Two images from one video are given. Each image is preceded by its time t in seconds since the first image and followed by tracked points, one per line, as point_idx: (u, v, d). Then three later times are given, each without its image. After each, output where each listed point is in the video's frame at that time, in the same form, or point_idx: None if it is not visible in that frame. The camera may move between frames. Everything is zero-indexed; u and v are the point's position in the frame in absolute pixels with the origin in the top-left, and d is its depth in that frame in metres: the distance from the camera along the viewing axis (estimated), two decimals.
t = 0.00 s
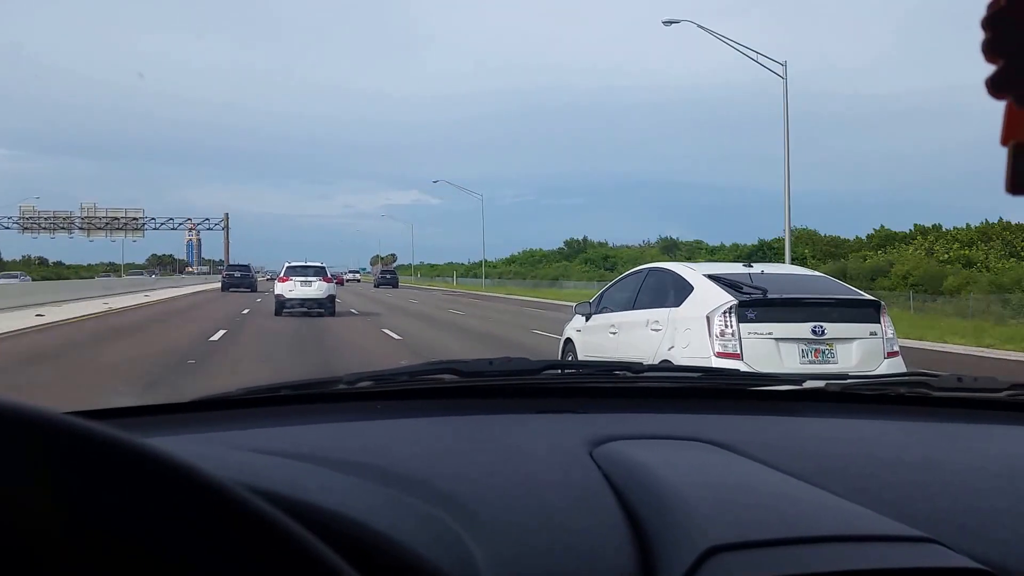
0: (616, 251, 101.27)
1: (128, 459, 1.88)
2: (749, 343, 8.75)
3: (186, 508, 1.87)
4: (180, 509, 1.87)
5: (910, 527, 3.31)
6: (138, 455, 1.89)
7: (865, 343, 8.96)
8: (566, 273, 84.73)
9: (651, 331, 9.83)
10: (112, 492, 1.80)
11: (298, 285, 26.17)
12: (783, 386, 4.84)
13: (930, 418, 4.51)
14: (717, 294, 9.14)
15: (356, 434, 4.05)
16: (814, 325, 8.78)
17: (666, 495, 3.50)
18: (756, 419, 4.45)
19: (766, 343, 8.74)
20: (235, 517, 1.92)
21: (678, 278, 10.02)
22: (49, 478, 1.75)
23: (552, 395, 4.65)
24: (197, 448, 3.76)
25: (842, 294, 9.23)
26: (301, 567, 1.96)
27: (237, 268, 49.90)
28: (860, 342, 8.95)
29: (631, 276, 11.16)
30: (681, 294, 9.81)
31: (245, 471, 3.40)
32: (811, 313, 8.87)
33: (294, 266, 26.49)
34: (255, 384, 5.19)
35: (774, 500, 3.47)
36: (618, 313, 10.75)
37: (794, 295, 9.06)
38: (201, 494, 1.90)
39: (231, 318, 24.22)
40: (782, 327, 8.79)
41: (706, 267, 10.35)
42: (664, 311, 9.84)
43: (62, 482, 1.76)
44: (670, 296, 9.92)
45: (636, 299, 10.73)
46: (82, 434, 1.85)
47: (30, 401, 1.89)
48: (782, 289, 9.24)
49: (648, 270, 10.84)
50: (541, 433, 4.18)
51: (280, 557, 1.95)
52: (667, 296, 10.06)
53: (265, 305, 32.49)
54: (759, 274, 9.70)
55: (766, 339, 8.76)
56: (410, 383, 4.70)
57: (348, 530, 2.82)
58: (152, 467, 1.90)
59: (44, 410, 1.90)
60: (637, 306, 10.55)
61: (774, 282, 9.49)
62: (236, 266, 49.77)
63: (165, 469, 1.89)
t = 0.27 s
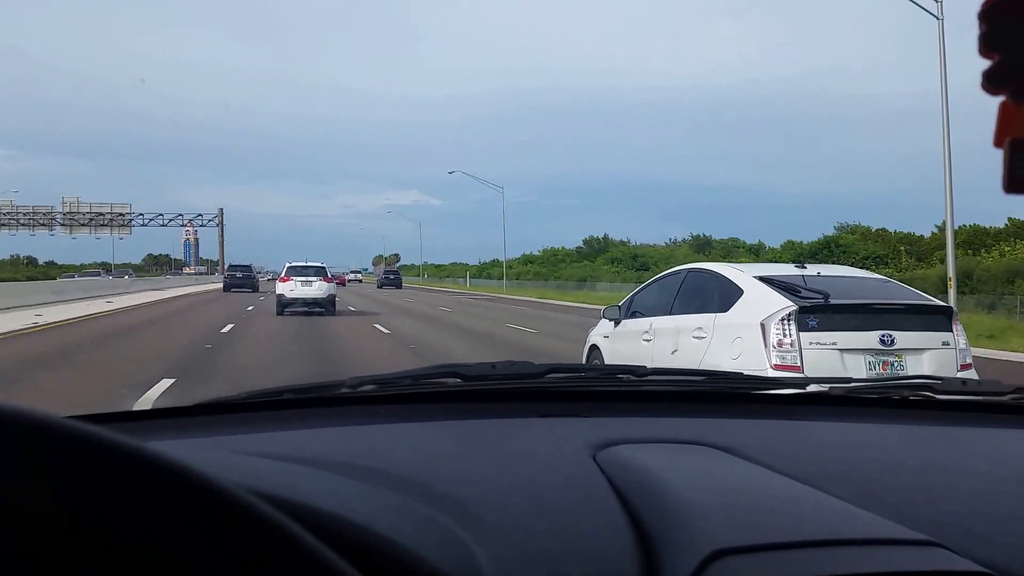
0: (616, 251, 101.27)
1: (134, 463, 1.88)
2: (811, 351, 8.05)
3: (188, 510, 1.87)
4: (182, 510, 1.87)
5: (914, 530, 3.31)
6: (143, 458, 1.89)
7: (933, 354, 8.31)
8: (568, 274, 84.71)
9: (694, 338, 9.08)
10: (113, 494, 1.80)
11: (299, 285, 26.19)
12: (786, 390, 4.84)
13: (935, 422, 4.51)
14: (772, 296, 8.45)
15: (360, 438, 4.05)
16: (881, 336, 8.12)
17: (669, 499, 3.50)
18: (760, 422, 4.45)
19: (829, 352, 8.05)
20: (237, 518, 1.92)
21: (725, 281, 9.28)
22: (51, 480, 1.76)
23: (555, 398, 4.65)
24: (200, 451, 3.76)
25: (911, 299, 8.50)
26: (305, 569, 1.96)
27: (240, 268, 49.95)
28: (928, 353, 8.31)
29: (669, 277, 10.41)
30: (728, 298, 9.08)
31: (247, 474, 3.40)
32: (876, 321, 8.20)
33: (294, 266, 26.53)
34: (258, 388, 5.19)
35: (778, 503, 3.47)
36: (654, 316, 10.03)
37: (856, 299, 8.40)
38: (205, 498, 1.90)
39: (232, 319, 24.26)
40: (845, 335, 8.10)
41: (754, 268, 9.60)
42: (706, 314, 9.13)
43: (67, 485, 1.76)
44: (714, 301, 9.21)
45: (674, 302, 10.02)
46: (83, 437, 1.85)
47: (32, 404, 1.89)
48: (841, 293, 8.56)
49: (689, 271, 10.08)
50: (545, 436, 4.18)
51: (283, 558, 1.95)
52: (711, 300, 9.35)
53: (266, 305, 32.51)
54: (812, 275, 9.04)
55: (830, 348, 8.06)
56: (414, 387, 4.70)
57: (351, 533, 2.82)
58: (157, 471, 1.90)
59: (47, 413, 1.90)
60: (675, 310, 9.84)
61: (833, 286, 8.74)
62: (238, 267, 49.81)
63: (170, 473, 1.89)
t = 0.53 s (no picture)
0: (617, 251, 101.37)
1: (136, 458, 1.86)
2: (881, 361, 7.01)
3: (188, 504, 1.86)
4: (180, 504, 1.86)
5: (916, 530, 3.31)
6: (145, 450, 1.88)
7: None
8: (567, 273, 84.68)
9: (744, 346, 8.19)
10: (111, 488, 1.79)
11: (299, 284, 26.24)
12: (785, 388, 4.84)
13: (936, 421, 4.50)
14: (835, 300, 7.50)
15: (360, 434, 4.04)
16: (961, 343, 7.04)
17: (668, 497, 3.49)
18: (760, 420, 4.44)
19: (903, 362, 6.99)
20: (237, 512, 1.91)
21: (779, 280, 8.33)
22: (50, 472, 1.75)
23: (555, 396, 4.65)
24: (200, 447, 3.76)
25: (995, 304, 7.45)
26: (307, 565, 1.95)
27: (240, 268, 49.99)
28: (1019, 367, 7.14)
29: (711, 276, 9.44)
30: (784, 300, 8.13)
31: (246, 470, 3.39)
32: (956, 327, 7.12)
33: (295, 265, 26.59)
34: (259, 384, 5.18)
35: (778, 502, 3.46)
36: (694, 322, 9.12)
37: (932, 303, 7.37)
38: (208, 494, 1.89)
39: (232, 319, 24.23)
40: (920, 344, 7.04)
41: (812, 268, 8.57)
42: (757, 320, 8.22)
43: (63, 477, 1.75)
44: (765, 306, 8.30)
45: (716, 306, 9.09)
46: (83, 429, 1.84)
47: (32, 398, 1.87)
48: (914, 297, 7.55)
49: (734, 270, 9.11)
50: (545, 434, 4.17)
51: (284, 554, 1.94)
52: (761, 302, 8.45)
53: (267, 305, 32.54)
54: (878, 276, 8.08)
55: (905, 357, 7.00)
56: (414, 384, 4.69)
57: (352, 529, 2.81)
58: (158, 466, 1.89)
59: (46, 404, 1.89)
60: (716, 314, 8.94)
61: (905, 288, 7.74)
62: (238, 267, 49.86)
63: (172, 466, 1.88)
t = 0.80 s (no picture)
0: (619, 249, 101.38)
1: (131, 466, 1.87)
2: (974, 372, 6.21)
3: (178, 512, 1.86)
4: (170, 511, 1.85)
5: (914, 532, 3.31)
6: (141, 458, 1.88)
7: None
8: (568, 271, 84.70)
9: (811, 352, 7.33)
10: (101, 495, 1.78)
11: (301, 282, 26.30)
12: (783, 388, 4.84)
13: (934, 421, 4.50)
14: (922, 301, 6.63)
15: (358, 437, 4.05)
16: None
17: (666, 499, 3.49)
18: (759, 421, 4.44)
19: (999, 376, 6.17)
20: (227, 517, 1.91)
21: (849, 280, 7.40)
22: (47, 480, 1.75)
23: (554, 398, 4.65)
24: (198, 450, 3.76)
25: None
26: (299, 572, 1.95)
27: (243, 267, 50.07)
28: None
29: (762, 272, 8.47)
30: (856, 302, 7.23)
31: (243, 474, 3.40)
32: None
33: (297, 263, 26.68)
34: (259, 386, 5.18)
35: (776, 504, 3.47)
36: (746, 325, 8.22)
37: None
38: (203, 500, 1.89)
39: (233, 318, 24.26)
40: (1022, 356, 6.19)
41: (882, 263, 7.65)
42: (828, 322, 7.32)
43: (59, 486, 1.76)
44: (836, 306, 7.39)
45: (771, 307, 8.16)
46: (73, 435, 1.84)
47: (29, 407, 1.88)
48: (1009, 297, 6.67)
49: (791, 265, 8.15)
50: (543, 436, 4.17)
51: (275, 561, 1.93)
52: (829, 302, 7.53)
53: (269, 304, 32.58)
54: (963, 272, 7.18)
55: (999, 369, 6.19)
56: (412, 386, 4.69)
57: (349, 533, 2.82)
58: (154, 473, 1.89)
59: (37, 411, 1.88)
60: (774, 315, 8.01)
61: (995, 286, 6.83)
62: (241, 266, 49.93)
63: (168, 474, 1.88)
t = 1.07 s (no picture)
0: (620, 248, 101.39)
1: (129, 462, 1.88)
2: None
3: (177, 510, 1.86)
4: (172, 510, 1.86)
5: (912, 527, 3.32)
6: (139, 454, 1.89)
7: None
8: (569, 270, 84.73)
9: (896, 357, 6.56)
10: (100, 496, 1.80)
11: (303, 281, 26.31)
12: (784, 386, 4.85)
13: (933, 418, 4.51)
14: None
15: (358, 433, 4.06)
16: None
17: (665, 495, 3.51)
18: (759, 418, 4.46)
19: None
20: (227, 515, 1.92)
21: (941, 281, 6.64)
22: (46, 477, 1.77)
23: (555, 394, 4.66)
24: (200, 447, 3.78)
25: None
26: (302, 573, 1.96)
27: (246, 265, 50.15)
28: None
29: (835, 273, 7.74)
30: (948, 305, 6.50)
31: (243, 470, 3.41)
32: None
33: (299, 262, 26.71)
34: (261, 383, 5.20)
35: (773, 500, 3.48)
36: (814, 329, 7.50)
37: None
38: (201, 496, 1.90)
39: (235, 316, 24.30)
40: None
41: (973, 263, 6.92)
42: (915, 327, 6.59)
43: (57, 482, 1.77)
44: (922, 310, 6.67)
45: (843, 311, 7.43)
46: (74, 433, 1.84)
47: (29, 403, 1.89)
48: None
49: (868, 263, 7.42)
50: (543, 432, 4.19)
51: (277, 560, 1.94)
52: (913, 306, 6.79)
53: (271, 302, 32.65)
54: None
55: None
56: (413, 383, 4.71)
57: (348, 528, 2.83)
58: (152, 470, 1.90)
59: (38, 408, 1.89)
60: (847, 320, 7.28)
61: None
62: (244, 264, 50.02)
63: (166, 471, 1.89)
